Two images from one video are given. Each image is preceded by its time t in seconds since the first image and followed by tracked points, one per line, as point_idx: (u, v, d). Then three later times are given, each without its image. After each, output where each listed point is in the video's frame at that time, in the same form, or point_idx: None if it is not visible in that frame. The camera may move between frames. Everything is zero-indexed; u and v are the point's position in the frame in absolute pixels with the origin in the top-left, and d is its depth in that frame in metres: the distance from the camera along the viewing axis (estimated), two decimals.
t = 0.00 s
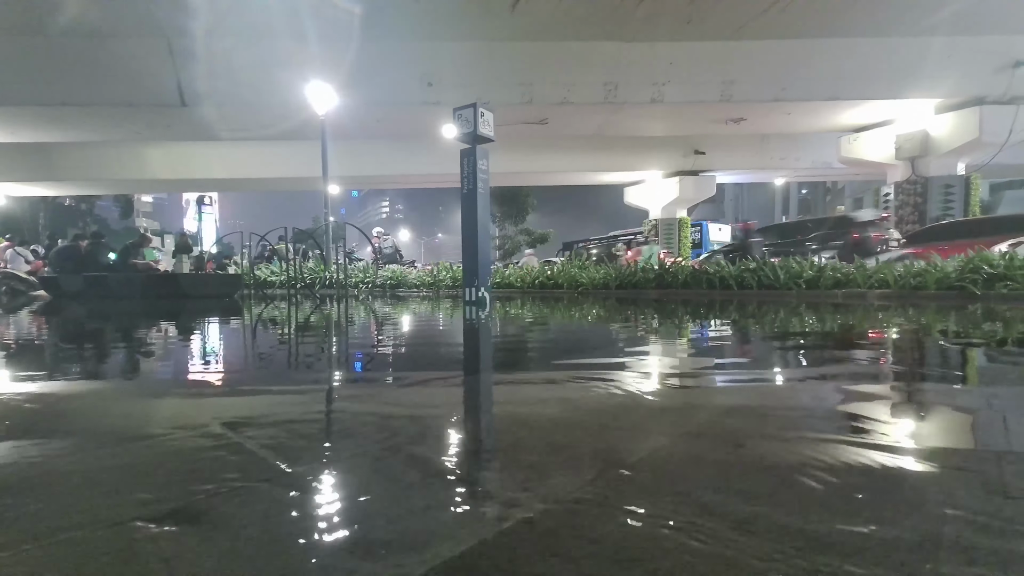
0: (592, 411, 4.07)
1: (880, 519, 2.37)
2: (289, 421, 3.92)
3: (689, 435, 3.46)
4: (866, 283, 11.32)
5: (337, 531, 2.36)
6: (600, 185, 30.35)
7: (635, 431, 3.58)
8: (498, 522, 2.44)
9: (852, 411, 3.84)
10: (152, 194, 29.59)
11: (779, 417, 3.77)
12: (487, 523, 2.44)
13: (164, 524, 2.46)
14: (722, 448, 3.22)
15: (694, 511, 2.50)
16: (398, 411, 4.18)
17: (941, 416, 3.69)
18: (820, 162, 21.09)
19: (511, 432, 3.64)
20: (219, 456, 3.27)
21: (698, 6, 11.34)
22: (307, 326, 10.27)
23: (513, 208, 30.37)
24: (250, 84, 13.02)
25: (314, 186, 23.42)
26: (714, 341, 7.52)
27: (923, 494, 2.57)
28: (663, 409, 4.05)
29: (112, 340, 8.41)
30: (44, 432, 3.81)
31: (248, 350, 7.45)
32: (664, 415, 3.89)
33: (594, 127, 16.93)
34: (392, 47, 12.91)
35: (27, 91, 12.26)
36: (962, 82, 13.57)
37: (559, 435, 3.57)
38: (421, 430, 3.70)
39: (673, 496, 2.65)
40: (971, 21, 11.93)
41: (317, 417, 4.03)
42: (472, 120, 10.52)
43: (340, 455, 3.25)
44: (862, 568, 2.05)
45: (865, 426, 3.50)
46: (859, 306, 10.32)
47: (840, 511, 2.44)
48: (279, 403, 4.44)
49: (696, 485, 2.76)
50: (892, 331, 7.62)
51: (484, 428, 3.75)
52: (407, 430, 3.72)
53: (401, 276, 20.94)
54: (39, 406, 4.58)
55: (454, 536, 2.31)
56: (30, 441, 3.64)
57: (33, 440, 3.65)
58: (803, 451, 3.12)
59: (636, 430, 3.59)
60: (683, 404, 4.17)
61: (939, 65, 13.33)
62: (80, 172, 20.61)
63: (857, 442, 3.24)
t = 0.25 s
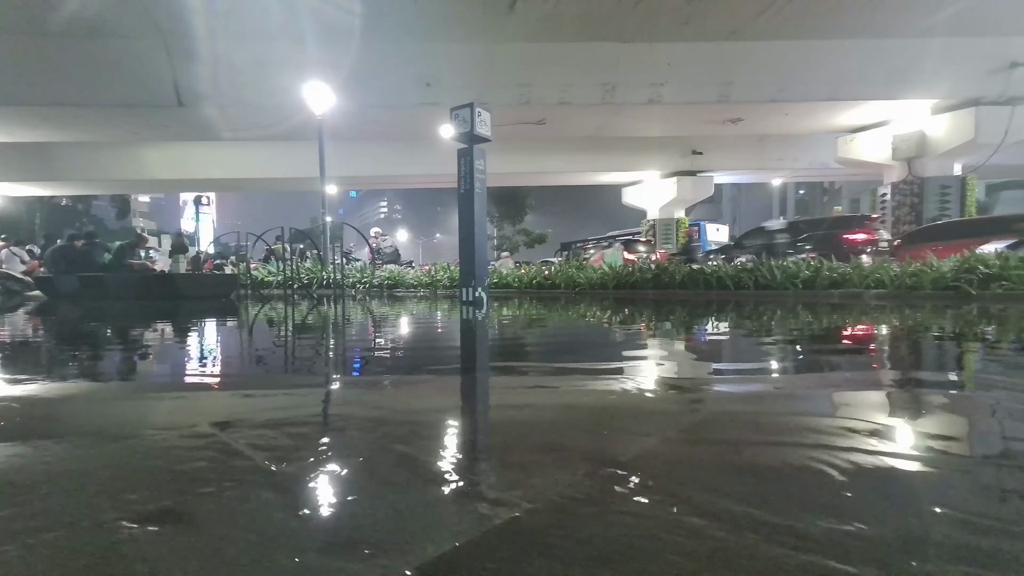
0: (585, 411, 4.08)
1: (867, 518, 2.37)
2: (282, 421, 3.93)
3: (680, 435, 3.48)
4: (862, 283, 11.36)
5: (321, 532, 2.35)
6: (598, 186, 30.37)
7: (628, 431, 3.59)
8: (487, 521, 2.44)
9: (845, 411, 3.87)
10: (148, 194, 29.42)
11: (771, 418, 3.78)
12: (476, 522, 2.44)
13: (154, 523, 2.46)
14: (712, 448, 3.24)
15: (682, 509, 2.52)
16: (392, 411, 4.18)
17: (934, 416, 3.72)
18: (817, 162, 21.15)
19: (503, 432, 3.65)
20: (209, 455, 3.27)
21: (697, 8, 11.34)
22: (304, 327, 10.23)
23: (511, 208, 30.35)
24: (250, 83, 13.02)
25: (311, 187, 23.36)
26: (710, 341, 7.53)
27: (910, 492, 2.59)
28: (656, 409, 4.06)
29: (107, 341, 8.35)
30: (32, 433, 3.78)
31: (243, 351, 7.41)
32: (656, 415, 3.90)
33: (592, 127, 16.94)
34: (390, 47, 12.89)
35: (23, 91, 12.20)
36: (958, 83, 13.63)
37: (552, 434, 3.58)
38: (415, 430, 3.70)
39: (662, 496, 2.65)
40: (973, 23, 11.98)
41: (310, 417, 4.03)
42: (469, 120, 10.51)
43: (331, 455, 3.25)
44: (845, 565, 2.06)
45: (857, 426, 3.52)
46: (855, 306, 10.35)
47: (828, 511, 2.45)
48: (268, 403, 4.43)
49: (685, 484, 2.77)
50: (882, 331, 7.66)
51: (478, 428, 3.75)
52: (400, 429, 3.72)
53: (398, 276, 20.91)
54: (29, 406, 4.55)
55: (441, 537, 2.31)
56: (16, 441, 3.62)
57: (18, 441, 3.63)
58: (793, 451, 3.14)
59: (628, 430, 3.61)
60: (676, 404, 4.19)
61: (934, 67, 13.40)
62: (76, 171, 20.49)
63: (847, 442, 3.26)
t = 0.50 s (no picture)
0: (569, 409, 4.11)
1: (837, 510, 2.42)
2: (264, 422, 3.90)
3: (661, 431, 3.52)
4: (844, 283, 11.56)
5: (294, 534, 2.35)
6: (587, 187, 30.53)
7: (609, 428, 3.62)
8: (465, 521, 2.45)
9: (824, 409, 3.94)
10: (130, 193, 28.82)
11: (752, 416, 3.83)
12: (454, 521, 2.44)
13: (128, 530, 2.44)
14: (691, 443, 3.28)
15: (658, 504, 2.55)
16: (376, 411, 4.17)
17: (911, 413, 3.80)
18: (801, 165, 21.48)
19: (486, 430, 3.66)
20: (188, 458, 3.24)
21: (684, 11, 11.45)
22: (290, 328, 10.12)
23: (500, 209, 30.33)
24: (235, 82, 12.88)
25: (298, 186, 23.11)
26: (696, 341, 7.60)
27: (880, 484, 2.65)
28: (639, 407, 4.10)
29: (86, 342, 8.17)
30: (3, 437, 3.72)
31: (227, 352, 7.31)
32: (638, 413, 3.94)
33: (580, 128, 17.01)
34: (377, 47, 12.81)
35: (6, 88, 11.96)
36: (934, 89, 14.02)
37: (534, 432, 3.59)
38: (398, 430, 3.69)
39: (638, 492, 2.67)
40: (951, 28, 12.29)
41: (293, 418, 4.00)
42: (456, 120, 10.52)
43: (312, 456, 3.23)
44: (813, 556, 2.10)
45: (834, 423, 3.59)
46: (838, 306, 10.53)
47: (799, 504, 2.49)
48: (246, 404, 4.41)
49: (661, 479, 2.81)
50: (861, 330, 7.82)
51: (461, 427, 3.76)
52: (383, 429, 3.71)
53: (387, 277, 20.76)
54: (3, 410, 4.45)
55: (416, 537, 2.30)
56: None
57: None
58: (769, 446, 3.20)
59: (610, 427, 3.64)
60: (659, 403, 4.23)
61: (913, 73, 13.73)
62: (54, 169, 20.02)
63: (824, 438, 3.32)
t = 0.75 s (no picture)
0: (542, 409, 4.12)
1: (797, 499, 2.49)
2: (227, 424, 3.78)
3: (631, 428, 3.56)
4: (808, 283, 11.97)
5: (253, 538, 2.27)
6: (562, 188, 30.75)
7: (581, 426, 3.64)
8: (433, 519, 2.41)
9: (788, 406, 4.06)
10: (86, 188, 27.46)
11: (719, 413, 3.92)
12: (422, 520, 2.40)
13: (73, 536, 2.33)
14: (660, 439, 3.34)
15: (625, 497, 2.57)
16: (346, 412, 4.08)
17: (869, 409, 3.95)
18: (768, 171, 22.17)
19: (458, 430, 3.62)
20: (144, 462, 3.11)
21: (657, 19, 11.68)
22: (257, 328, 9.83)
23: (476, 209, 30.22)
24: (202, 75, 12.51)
25: (268, 183, 22.49)
26: (669, 340, 7.73)
27: (838, 475, 2.74)
28: (610, 406, 4.14)
29: (35, 344, 7.73)
30: None
31: (189, 354, 7.03)
32: (609, 412, 3.98)
33: (555, 130, 17.13)
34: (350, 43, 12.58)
35: None
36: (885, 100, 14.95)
37: (506, 431, 3.58)
38: (368, 430, 3.62)
39: (607, 486, 2.69)
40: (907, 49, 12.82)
41: (258, 419, 3.89)
42: (431, 118, 10.46)
43: (277, 457, 3.14)
44: (772, 543, 2.15)
45: (797, 419, 3.70)
46: (802, 306, 10.90)
47: (762, 494, 2.56)
48: (206, 407, 4.26)
49: (630, 474, 2.84)
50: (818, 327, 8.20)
51: (433, 427, 3.72)
52: (352, 430, 3.63)
53: (359, 277, 20.37)
54: None
55: (381, 536, 2.26)
56: None
57: None
58: (735, 441, 3.27)
59: (581, 425, 3.66)
60: (630, 401, 4.29)
61: (869, 83, 14.44)
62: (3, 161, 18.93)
63: (787, 433, 3.42)
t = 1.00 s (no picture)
0: (509, 408, 4.12)
1: (751, 490, 2.59)
2: (181, 430, 3.61)
3: (596, 426, 3.61)
4: (766, 284, 12.44)
5: (204, 548, 2.19)
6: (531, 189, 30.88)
7: (547, 425, 3.66)
8: (395, 522, 2.36)
9: (747, 403, 4.19)
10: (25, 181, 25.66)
11: (682, 409, 4.04)
12: (383, 524, 2.35)
13: (6, 553, 2.20)
14: (624, 436, 3.39)
15: (587, 494, 2.60)
16: (308, 416, 3.96)
17: (822, 403, 4.12)
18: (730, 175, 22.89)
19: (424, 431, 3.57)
20: (88, 471, 2.94)
21: (623, 22, 11.81)
22: (215, 329, 9.44)
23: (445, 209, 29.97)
24: (160, 64, 12.01)
25: (227, 179, 21.62)
26: (636, 339, 7.89)
27: (790, 467, 2.85)
28: (577, 405, 4.18)
29: None
30: None
31: (141, 357, 6.69)
32: (575, 411, 4.02)
33: (525, 130, 17.18)
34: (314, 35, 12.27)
35: None
36: (839, 109, 15.61)
37: (473, 431, 3.56)
38: (332, 432, 3.54)
39: (570, 483, 2.73)
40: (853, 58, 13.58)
41: (213, 425, 3.73)
42: (398, 115, 10.33)
43: (232, 464, 3.02)
44: (727, 534, 2.22)
45: (755, 414, 3.83)
46: (761, 305, 11.32)
47: (717, 486, 2.65)
48: (160, 412, 4.08)
49: (593, 471, 2.88)
50: (767, 326, 8.55)
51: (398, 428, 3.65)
52: (314, 434, 3.53)
53: (325, 277, 19.86)
54: None
55: (340, 540, 2.22)
56: None
57: None
58: (695, 437, 3.36)
59: (548, 424, 3.68)
60: (596, 400, 4.35)
61: (821, 93, 15.22)
62: None
63: (745, 428, 3.53)
